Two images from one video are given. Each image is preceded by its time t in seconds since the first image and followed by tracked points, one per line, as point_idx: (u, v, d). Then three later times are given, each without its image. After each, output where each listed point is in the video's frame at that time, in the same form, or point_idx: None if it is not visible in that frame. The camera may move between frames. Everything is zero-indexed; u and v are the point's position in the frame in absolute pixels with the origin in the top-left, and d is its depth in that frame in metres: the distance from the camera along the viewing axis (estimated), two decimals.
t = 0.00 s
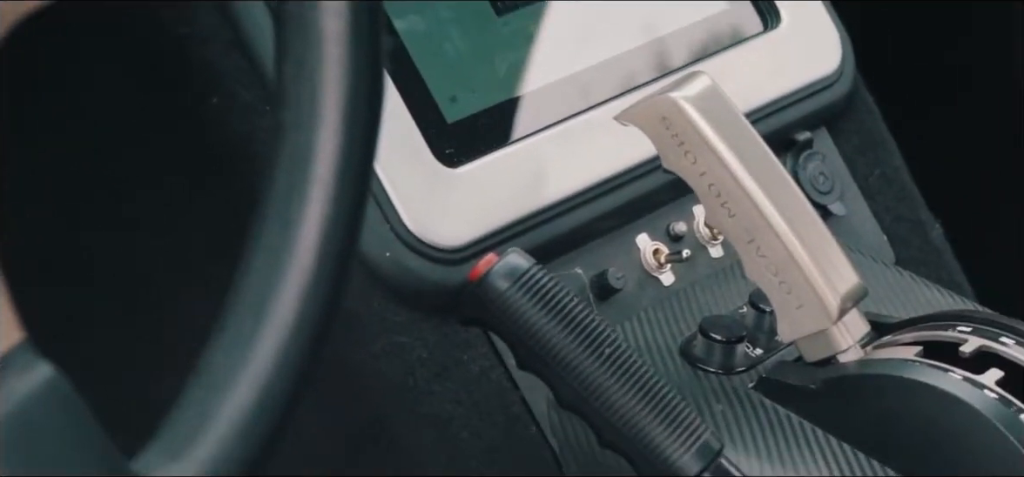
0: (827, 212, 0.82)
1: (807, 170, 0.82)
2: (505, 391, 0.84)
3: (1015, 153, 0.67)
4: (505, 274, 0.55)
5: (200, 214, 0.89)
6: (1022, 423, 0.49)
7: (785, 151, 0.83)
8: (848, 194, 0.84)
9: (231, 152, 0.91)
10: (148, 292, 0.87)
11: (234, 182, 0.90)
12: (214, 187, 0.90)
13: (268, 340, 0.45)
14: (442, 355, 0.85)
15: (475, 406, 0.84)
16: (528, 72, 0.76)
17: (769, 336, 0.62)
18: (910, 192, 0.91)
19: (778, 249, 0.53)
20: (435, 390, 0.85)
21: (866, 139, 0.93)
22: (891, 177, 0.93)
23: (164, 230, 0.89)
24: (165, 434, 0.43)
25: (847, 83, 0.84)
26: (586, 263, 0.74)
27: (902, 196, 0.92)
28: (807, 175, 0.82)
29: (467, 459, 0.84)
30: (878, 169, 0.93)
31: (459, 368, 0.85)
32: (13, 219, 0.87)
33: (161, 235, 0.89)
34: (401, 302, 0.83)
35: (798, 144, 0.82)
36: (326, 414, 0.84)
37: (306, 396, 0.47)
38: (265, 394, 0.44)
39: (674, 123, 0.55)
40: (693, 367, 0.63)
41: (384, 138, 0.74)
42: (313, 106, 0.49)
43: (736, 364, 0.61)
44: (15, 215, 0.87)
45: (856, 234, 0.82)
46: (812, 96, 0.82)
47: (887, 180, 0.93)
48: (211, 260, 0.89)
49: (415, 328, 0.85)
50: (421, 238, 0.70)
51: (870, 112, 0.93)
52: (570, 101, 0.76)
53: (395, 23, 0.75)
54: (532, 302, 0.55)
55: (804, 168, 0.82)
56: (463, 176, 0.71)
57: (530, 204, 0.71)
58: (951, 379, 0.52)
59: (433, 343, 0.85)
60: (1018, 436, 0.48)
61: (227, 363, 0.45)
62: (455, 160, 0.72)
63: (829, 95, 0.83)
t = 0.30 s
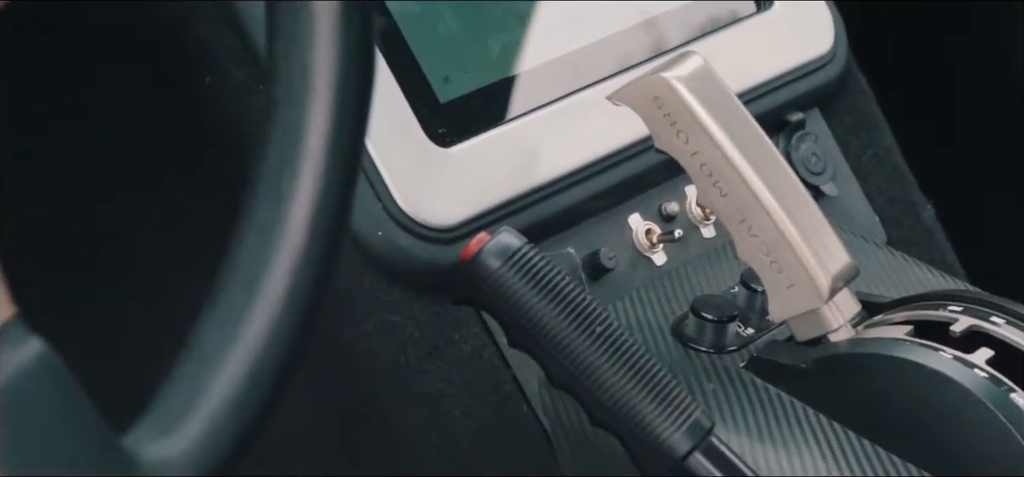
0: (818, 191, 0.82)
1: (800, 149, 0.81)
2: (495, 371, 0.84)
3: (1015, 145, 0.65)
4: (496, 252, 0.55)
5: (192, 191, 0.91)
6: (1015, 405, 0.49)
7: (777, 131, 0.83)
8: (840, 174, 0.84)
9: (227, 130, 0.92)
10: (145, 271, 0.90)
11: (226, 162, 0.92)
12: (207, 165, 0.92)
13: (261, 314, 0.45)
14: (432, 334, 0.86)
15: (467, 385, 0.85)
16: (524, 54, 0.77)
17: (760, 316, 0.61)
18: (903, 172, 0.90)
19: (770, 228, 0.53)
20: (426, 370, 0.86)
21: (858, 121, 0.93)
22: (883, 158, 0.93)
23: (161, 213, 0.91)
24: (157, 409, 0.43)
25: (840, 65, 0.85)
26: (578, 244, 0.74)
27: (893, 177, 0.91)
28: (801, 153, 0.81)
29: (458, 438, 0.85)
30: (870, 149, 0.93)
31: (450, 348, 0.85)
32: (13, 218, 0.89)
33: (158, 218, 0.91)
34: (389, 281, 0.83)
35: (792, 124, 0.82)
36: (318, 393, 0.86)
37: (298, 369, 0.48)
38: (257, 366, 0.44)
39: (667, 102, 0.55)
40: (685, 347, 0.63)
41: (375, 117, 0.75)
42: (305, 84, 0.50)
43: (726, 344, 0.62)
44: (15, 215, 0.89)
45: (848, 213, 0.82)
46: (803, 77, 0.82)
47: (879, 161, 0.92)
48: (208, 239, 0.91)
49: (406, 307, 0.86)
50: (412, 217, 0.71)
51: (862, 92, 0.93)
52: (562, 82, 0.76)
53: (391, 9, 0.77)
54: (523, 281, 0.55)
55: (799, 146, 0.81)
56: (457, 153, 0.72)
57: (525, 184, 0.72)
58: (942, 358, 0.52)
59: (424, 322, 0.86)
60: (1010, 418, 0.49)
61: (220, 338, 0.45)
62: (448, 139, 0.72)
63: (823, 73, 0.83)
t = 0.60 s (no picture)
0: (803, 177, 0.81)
1: (784, 134, 0.81)
2: (478, 356, 0.85)
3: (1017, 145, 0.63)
4: (478, 235, 0.55)
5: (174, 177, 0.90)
6: (995, 387, 0.49)
7: (760, 116, 0.82)
8: (824, 159, 0.84)
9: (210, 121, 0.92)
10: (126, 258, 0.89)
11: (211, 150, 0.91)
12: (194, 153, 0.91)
13: (242, 300, 0.45)
14: (416, 319, 0.86)
15: (450, 369, 0.85)
16: (510, 39, 0.77)
17: (744, 300, 0.62)
18: (886, 158, 0.93)
19: (753, 212, 0.54)
20: (411, 354, 0.85)
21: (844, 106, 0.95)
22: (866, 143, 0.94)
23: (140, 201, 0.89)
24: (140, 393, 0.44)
25: (823, 51, 0.85)
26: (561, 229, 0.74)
27: (876, 162, 0.93)
28: (785, 139, 0.81)
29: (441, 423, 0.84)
30: (853, 134, 0.94)
31: (434, 332, 0.85)
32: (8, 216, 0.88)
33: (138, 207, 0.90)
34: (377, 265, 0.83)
35: (776, 110, 0.82)
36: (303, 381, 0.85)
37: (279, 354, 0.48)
38: (239, 352, 0.45)
39: (649, 87, 0.56)
40: (669, 331, 0.63)
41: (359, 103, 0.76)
42: (288, 67, 0.50)
43: (710, 328, 0.62)
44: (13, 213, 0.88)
45: (832, 198, 0.82)
46: (787, 63, 0.82)
47: (863, 146, 0.94)
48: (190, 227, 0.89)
49: (389, 291, 0.86)
50: (397, 203, 0.71)
51: (846, 78, 0.95)
52: (544, 68, 0.76)
53: None
54: (507, 266, 0.55)
55: (782, 132, 0.81)
56: (440, 138, 0.72)
57: (503, 172, 0.72)
58: (926, 342, 0.52)
59: (407, 307, 0.86)
60: (992, 401, 0.49)
61: (200, 323, 0.45)
62: (431, 125, 0.73)
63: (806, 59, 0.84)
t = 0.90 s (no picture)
0: (789, 160, 0.82)
1: (771, 119, 0.82)
2: (466, 340, 0.83)
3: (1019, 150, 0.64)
4: (467, 220, 0.55)
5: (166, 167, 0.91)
6: (981, 370, 0.50)
7: (749, 101, 0.83)
8: (812, 142, 0.85)
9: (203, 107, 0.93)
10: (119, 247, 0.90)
11: (204, 140, 0.92)
12: (186, 142, 0.92)
13: (229, 282, 0.45)
14: (405, 303, 0.84)
15: (439, 353, 0.83)
16: (500, 21, 0.77)
17: (731, 285, 0.63)
18: (874, 142, 0.94)
19: (739, 195, 0.54)
20: (399, 339, 0.84)
21: (831, 91, 0.95)
22: (854, 127, 0.95)
23: (134, 191, 0.90)
24: (127, 376, 0.43)
25: (811, 34, 0.86)
26: (550, 213, 0.75)
27: (865, 146, 0.94)
28: (772, 123, 0.82)
29: (429, 409, 0.83)
30: (841, 119, 0.95)
31: (422, 317, 0.83)
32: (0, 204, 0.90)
33: (132, 197, 0.90)
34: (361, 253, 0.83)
35: (763, 94, 0.83)
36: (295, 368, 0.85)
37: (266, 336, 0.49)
38: (226, 333, 0.45)
39: (636, 71, 0.56)
40: (656, 315, 0.64)
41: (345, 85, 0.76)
42: (272, 51, 0.50)
43: (697, 312, 0.62)
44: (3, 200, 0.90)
45: (820, 181, 0.82)
46: (775, 46, 0.83)
47: (850, 130, 0.95)
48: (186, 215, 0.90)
49: (378, 275, 0.84)
50: (385, 187, 0.71)
51: (835, 63, 0.95)
52: (533, 52, 0.76)
53: None
54: (494, 249, 0.55)
55: (769, 116, 0.82)
56: (428, 122, 0.72)
57: (491, 155, 0.72)
58: (912, 326, 0.52)
59: (396, 290, 0.84)
60: (978, 384, 0.50)
61: (188, 305, 0.45)
62: (419, 109, 0.73)
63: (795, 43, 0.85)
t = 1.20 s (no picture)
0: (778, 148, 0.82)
1: (759, 105, 0.82)
2: (454, 326, 0.86)
3: None
4: (453, 206, 0.55)
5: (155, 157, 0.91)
6: (970, 356, 0.50)
7: (735, 87, 0.83)
8: (799, 128, 0.85)
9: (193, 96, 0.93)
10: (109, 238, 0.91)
11: (195, 131, 0.92)
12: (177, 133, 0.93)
13: (214, 272, 0.47)
14: (393, 289, 0.86)
15: (427, 341, 0.86)
16: (488, 7, 0.77)
17: (719, 270, 0.63)
18: (862, 129, 0.96)
19: (726, 181, 0.54)
20: (387, 325, 0.86)
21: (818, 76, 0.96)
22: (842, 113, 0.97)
23: (125, 183, 0.91)
24: (116, 361, 0.46)
25: (797, 23, 0.87)
26: (537, 200, 0.75)
27: (851, 131, 0.96)
28: (759, 110, 0.82)
29: (418, 394, 0.86)
30: (829, 104, 0.97)
31: (411, 302, 0.86)
32: None
33: (125, 189, 0.91)
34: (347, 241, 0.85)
35: (751, 81, 0.83)
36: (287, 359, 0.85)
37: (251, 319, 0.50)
38: (213, 319, 0.47)
39: (623, 57, 0.56)
40: (644, 301, 0.64)
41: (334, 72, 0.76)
42: (257, 38, 0.51)
43: (685, 298, 0.63)
44: None
45: (806, 166, 0.82)
46: (764, 31, 0.84)
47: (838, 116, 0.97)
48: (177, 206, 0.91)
49: (367, 262, 0.85)
50: (372, 174, 0.71)
51: (822, 52, 0.96)
52: (521, 39, 0.76)
53: None
54: (482, 236, 0.55)
55: (756, 102, 0.82)
56: (417, 109, 0.72)
57: (478, 142, 0.73)
58: (900, 311, 0.52)
59: (384, 277, 0.86)
60: (966, 370, 0.50)
61: (174, 292, 0.47)
62: (406, 96, 0.73)
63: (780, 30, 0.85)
